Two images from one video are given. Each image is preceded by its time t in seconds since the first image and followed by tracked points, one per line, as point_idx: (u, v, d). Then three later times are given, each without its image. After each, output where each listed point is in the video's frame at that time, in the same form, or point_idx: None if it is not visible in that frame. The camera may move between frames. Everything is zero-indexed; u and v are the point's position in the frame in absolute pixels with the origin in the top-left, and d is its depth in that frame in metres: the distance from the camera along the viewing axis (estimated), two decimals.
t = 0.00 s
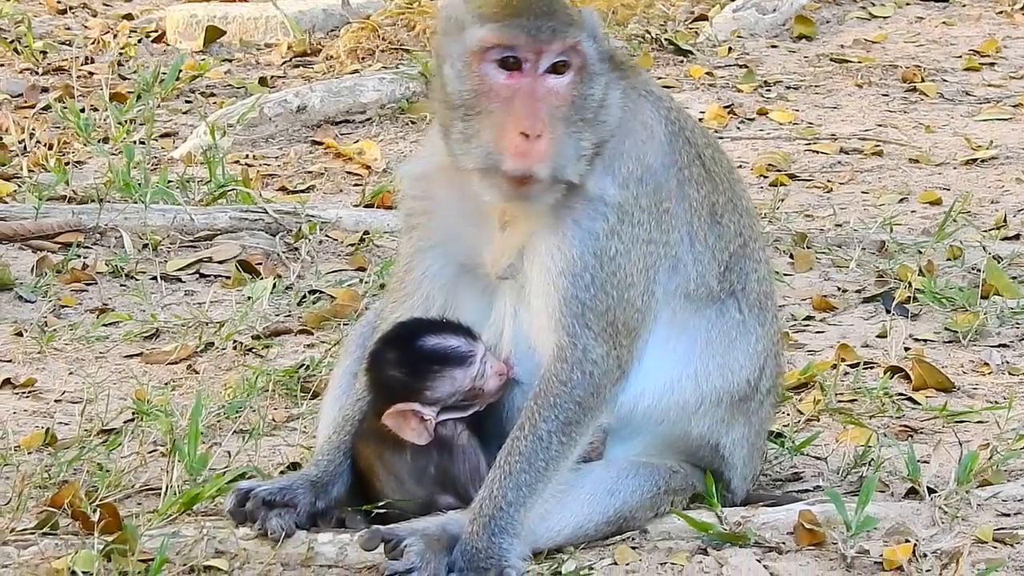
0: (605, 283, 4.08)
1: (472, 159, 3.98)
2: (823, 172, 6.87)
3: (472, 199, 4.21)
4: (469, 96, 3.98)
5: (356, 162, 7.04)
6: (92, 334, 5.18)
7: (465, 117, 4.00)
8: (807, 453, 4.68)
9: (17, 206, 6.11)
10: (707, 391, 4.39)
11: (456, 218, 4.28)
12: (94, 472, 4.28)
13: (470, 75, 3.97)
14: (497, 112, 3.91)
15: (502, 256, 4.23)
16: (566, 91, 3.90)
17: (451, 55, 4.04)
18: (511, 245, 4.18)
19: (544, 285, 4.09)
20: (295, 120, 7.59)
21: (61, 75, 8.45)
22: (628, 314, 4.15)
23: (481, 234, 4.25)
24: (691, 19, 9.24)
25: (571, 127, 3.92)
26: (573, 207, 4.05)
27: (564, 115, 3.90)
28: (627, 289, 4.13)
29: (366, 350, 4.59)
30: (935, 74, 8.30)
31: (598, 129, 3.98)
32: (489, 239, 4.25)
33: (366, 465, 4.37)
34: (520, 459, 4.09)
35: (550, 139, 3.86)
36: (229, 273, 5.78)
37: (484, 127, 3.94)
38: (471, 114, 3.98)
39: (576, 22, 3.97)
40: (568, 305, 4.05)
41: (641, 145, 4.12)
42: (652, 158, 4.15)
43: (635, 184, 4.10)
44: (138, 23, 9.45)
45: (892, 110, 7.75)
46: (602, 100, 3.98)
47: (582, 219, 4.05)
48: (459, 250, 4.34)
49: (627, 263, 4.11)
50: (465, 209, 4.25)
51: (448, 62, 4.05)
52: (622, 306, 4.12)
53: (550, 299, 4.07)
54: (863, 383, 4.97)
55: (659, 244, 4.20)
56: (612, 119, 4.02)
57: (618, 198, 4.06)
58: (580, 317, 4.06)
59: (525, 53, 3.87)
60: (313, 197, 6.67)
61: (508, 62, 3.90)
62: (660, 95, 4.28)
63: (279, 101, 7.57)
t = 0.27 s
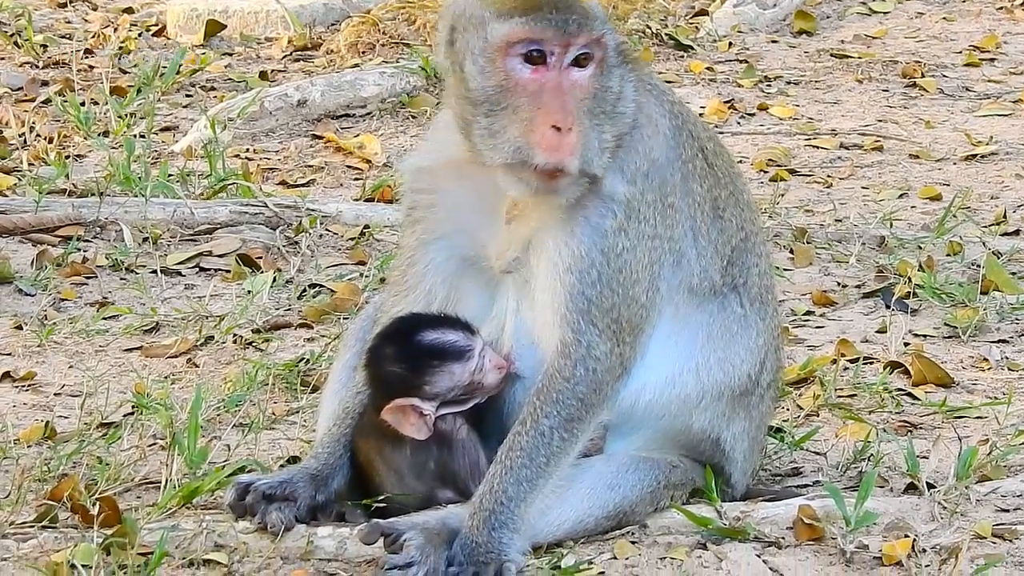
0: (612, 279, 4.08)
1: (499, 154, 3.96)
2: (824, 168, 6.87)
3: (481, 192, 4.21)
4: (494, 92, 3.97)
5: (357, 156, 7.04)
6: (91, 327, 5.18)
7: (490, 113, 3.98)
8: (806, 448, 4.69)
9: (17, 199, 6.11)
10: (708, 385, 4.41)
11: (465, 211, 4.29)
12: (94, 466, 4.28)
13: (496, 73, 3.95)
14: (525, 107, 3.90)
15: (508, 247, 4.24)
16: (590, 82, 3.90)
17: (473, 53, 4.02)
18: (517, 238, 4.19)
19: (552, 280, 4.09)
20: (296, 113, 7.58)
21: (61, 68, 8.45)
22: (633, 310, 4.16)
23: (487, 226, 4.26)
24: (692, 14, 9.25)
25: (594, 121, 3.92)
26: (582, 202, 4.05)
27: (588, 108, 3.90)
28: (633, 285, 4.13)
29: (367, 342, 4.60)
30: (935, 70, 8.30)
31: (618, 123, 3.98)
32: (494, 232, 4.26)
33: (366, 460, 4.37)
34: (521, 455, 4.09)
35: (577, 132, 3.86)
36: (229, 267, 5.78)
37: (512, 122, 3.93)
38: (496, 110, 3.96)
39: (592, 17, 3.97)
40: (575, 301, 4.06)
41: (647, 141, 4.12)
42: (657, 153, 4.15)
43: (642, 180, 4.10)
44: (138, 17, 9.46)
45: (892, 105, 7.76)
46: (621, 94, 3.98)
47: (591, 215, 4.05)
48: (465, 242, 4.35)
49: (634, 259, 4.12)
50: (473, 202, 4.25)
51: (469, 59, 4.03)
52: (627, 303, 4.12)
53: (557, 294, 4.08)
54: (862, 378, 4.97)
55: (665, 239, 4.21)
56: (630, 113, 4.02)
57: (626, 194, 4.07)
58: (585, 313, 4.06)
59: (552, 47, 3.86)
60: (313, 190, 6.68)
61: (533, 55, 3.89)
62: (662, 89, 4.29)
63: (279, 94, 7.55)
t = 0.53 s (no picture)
0: (613, 274, 4.09)
1: (510, 150, 3.93)
2: (821, 163, 6.87)
3: (484, 187, 4.20)
4: (502, 88, 3.94)
5: (355, 151, 7.04)
6: (89, 321, 5.18)
7: (498, 109, 3.96)
8: (803, 441, 4.69)
9: (14, 193, 6.10)
10: (705, 378, 4.45)
11: (466, 206, 4.28)
12: (91, 460, 4.28)
13: (504, 69, 3.93)
14: (535, 103, 3.88)
15: (509, 242, 4.23)
16: (597, 77, 3.89)
17: (480, 49, 3.98)
18: (519, 233, 4.18)
19: (553, 275, 4.10)
20: (293, 108, 7.58)
21: (58, 62, 8.46)
22: (633, 305, 4.16)
23: (488, 221, 4.26)
24: (690, 8, 9.26)
25: (602, 115, 3.91)
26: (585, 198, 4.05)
27: (597, 102, 3.90)
28: (634, 280, 4.14)
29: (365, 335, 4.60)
30: (933, 65, 8.32)
31: (622, 118, 3.98)
32: (495, 227, 4.26)
33: (363, 455, 4.37)
34: (519, 449, 4.10)
35: (588, 126, 3.84)
36: (225, 261, 5.78)
37: (522, 117, 3.90)
38: (505, 105, 3.94)
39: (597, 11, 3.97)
40: (576, 297, 4.07)
41: (648, 135, 4.13)
42: (657, 148, 4.16)
43: (642, 175, 4.11)
44: (135, 11, 9.46)
45: (889, 100, 7.76)
46: (624, 88, 3.98)
47: (594, 211, 4.04)
48: (465, 237, 4.35)
49: (635, 255, 4.12)
50: (474, 197, 4.24)
51: (476, 55, 3.99)
52: (627, 298, 4.13)
53: (558, 290, 4.09)
54: (859, 372, 4.98)
55: (664, 234, 4.21)
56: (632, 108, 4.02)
57: (628, 189, 4.07)
58: (586, 309, 4.07)
59: (561, 42, 3.85)
60: (310, 184, 6.68)
61: (541, 51, 3.87)
62: (660, 83, 4.29)
63: (276, 89, 7.54)
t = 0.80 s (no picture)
0: (597, 266, 4.09)
1: (494, 144, 3.93)
2: (806, 154, 6.87)
3: (467, 180, 4.20)
4: (486, 82, 3.93)
5: (339, 144, 7.03)
6: (73, 316, 5.18)
7: (482, 103, 3.95)
8: (789, 433, 4.70)
9: None
10: (689, 369, 4.45)
11: (449, 199, 4.27)
12: (76, 454, 4.27)
13: (487, 63, 3.91)
14: (520, 97, 3.87)
15: (493, 236, 4.23)
16: (580, 69, 3.88)
17: (462, 44, 3.96)
18: (502, 226, 4.18)
19: (537, 268, 4.10)
20: (277, 102, 7.58)
21: (42, 57, 8.47)
22: (617, 297, 4.16)
23: (472, 214, 4.25)
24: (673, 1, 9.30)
25: (585, 108, 3.91)
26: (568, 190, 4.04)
27: (581, 94, 3.89)
28: (617, 273, 4.14)
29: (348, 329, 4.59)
30: (916, 57, 8.36)
31: (606, 110, 3.98)
32: (478, 220, 4.25)
33: (348, 449, 4.37)
34: (504, 442, 4.10)
35: (572, 119, 3.84)
36: (210, 256, 5.78)
37: (507, 111, 3.90)
38: (489, 100, 3.93)
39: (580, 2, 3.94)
40: (561, 289, 4.07)
41: (630, 126, 4.13)
42: (639, 139, 4.16)
43: (626, 167, 4.11)
44: (119, 5, 9.46)
45: (873, 91, 7.78)
46: (607, 80, 3.97)
47: (577, 203, 4.04)
48: (448, 230, 4.34)
49: (618, 247, 4.13)
50: (458, 190, 4.24)
51: (458, 49, 3.97)
52: (611, 290, 4.13)
53: (543, 283, 4.09)
54: (844, 363, 4.98)
55: (648, 225, 4.22)
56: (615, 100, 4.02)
57: (611, 182, 4.07)
58: (570, 301, 4.08)
59: (544, 35, 3.83)
60: (294, 178, 6.70)
61: (524, 44, 3.86)
62: (641, 74, 4.29)
63: (260, 83, 7.53)
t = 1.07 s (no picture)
0: (578, 262, 4.09)
1: (474, 140, 3.94)
2: (786, 149, 6.89)
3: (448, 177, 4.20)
4: (467, 78, 3.94)
5: (320, 140, 7.04)
6: (54, 312, 5.18)
7: (463, 99, 3.96)
8: (770, 429, 4.71)
9: None
10: (671, 364, 4.45)
11: (430, 195, 4.26)
12: (57, 451, 4.27)
13: (467, 59, 3.92)
14: (501, 92, 3.88)
15: (473, 232, 4.23)
16: (560, 65, 3.89)
17: (443, 40, 3.96)
18: (483, 222, 4.18)
19: (518, 264, 4.10)
20: (258, 97, 7.59)
21: (23, 53, 8.47)
22: (598, 293, 4.17)
23: (452, 211, 4.25)
24: None
25: (564, 103, 3.91)
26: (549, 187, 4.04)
27: (561, 90, 3.89)
28: (598, 268, 4.14)
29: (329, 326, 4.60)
30: (896, 51, 8.42)
31: (585, 106, 3.98)
32: (459, 217, 4.25)
33: (329, 446, 4.39)
34: (486, 438, 4.09)
35: (552, 115, 3.84)
36: (190, 251, 5.79)
37: (488, 107, 3.91)
38: (471, 96, 3.94)
39: None
40: (541, 284, 4.07)
41: (611, 122, 4.13)
42: (620, 135, 4.17)
43: (606, 162, 4.11)
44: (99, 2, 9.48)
45: (854, 86, 7.80)
46: (587, 76, 3.98)
47: (558, 199, 4.04)
48: (428, 227, 4.34)
49: (599, 242, 4.13)
50: (439, 187, 4.23)
51: (439, 46, 3.98)
52: (592, 286, 4.14)
53: (524, 279, 4.08)
54: (825, 359, 4.99)
55: (628, 221, 4.22)
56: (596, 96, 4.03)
57: (592, 177, 4.07)
58: (551, 297, 4.07)
59: (523, 31, 3.84)
60: (275, 174, 6.67)
61: (504, 40, 3.86)
62: (622, 69, 4.30)
63: (241, 79, 7.56)
